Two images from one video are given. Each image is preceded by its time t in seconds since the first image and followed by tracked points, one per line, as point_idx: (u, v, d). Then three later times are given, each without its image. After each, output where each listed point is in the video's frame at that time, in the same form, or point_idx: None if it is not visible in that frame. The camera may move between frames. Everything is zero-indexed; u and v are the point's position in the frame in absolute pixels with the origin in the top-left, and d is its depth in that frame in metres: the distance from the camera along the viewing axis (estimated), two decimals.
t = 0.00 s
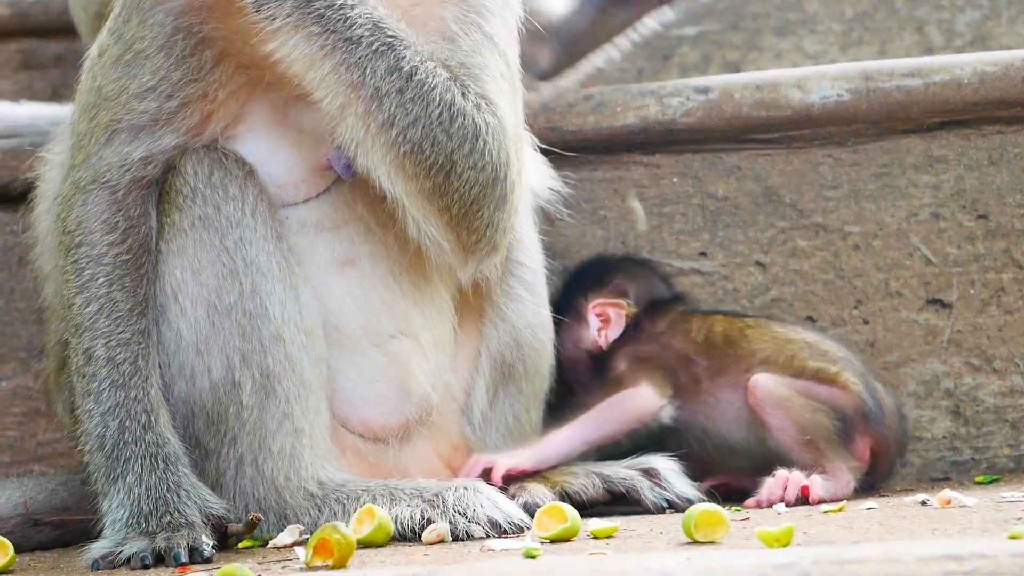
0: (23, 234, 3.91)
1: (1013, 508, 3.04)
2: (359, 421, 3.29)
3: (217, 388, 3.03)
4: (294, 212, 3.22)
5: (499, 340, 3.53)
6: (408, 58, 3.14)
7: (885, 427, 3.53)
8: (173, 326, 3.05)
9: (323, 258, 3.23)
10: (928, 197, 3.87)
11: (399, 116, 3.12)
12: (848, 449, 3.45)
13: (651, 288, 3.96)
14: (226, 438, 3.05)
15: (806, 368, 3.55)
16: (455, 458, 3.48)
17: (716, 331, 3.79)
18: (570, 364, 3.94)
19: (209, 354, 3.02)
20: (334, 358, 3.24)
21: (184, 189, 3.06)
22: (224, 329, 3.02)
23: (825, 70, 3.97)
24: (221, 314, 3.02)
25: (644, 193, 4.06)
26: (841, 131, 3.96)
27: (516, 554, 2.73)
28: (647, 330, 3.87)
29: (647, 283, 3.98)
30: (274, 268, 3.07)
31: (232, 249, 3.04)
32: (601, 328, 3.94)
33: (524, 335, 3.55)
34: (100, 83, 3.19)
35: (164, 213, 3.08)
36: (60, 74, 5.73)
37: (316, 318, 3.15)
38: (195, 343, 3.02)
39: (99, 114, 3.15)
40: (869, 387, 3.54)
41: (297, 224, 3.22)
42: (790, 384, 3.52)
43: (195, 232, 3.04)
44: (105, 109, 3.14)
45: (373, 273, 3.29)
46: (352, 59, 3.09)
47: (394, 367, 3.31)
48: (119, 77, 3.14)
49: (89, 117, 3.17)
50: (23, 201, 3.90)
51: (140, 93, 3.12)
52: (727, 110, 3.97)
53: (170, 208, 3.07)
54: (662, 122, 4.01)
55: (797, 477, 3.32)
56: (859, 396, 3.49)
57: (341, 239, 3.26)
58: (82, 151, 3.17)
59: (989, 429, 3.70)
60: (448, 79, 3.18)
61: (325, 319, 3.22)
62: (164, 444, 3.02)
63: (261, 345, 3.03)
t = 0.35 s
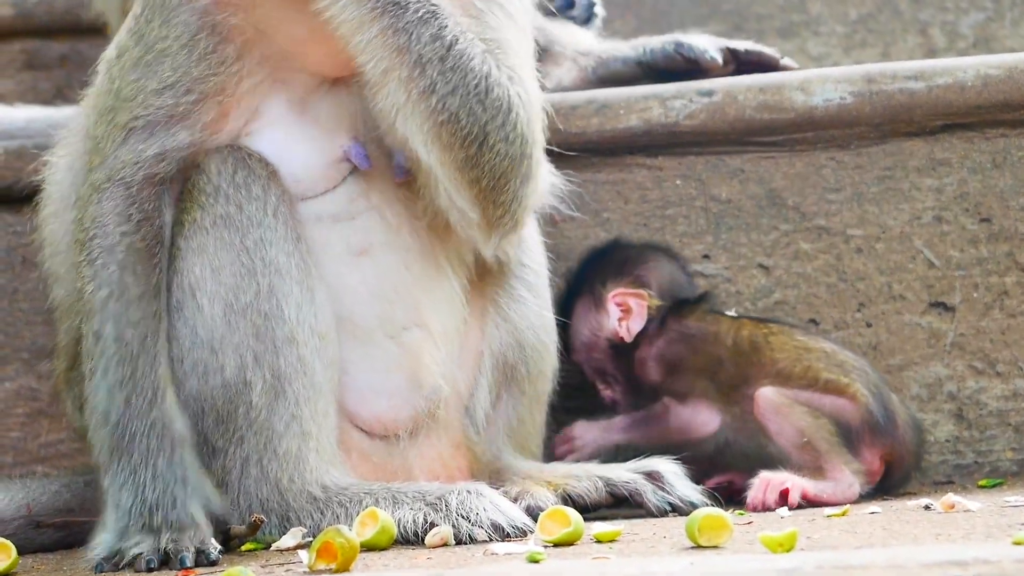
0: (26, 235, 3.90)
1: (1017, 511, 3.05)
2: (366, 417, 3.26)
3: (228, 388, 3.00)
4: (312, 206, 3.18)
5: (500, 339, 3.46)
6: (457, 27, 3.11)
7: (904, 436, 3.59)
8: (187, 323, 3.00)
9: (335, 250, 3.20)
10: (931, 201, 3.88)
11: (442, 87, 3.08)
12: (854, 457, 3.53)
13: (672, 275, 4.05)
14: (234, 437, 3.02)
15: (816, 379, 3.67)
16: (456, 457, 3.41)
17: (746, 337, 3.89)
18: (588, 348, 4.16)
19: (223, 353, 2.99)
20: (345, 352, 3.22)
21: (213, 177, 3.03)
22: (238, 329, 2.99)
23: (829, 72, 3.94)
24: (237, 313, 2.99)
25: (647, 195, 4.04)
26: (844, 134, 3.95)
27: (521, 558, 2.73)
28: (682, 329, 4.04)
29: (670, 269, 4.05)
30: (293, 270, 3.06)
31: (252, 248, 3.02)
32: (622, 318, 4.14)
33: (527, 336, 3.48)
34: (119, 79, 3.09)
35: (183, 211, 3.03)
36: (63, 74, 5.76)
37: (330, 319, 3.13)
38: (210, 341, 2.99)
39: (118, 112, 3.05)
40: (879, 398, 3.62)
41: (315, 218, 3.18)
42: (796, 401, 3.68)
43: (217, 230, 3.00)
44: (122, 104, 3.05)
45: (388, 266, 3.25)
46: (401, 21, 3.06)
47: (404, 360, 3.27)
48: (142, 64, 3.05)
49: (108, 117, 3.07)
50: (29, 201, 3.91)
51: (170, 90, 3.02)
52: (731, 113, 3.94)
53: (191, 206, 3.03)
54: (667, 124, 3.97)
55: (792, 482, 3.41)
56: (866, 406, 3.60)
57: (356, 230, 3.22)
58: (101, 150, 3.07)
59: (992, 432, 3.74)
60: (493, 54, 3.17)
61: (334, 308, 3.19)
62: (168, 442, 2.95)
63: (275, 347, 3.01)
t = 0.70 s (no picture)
0: (37, 243, 3.92)
1: None
2: (380, 424, 3.19)
3: (242, 393, 2.98)
4: (333, 204, 3.20)
5: (509, 344, 3.37)
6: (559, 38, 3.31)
7: (910, 445, 3.65)
8: (207, 326, 3.01)
9: (356, 253, 3.19)
10: (939, 211, 3.90)
11: (552, 91, 3.29)
12: (861, 467, 3.62)
13: (686, 268, 4.04)
14: (246, 443, 2.99)
15: (822, 388, 3.73)
16: (466, 465, 3.32)
17: (755, 338, 3.93)
18: (596, 334, 4.20)
19: (239, 358, 2.98)
20: (364, 355, 3.17)
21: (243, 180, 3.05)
22: (257, 334, 2.98)
23: (837, 82, 3.97)
24: (257, 320, 2.98)
25: (655, 206, 4.07)
26: (852, 144, 3.97)
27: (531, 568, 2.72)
28: (694, 330, 4.08)
29: (683, 263, 4.05)
30: (313, 277, 3.03)
31: (275, 254, 3.01)
32: (633, 308, 4.20)
33: (537, 344, 3.38)
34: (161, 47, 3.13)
35: (211, 215, 3.06)
36: (71, 81, 5.78)
37: (349, 330, 3.10)
38: (227, 346, 2.99)
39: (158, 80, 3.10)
40: (886, 408, 3.69)
41: (336, 219, 3.19)
42: (803, 411, 3.75)
43: (241, 235, 3.01)
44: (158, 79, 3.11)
45: (409, 269, 3.23)
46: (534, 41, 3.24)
47: (421, 364, 3.22)
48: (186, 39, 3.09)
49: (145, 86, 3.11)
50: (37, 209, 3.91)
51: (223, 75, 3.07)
52: (739, 123, 3.96)
53: (217, 211, 3.05)
54: (674, 133, 3.97)
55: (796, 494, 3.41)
56: (872, 418, 3.67)
57: (376, 234, 3.21)
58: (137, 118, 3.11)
59: (1000, 442, 3.78)
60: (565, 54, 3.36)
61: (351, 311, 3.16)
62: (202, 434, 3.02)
63: (292, 354, 2.98)
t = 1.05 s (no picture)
0: (37, 252, 3.93)
1: None
2: (386, 435, 3.18)
3: (248, 403, 2.98)
4: (343, 217, 3.20)
5: (512, 354, 3.39)
6: (600, 80, 3.39)
7: (901, 460, 3.66)
8: (215, 336, 3.02)
9: (363, 264, 3.19)
10: (939, 224, 3.92)
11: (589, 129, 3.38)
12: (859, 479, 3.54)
13: (689, 282, 3.99)
14: (250, 452, 3.00)
15: (814, 403, 3.68)
16: (468, 476, 3.31)
17: (751, 349, 3.87)
18: (600, 344, 4.12)
19: (246, 368, 2.98)
20: (369, 366, 3.17)
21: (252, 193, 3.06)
22: (263, 344, 2.97)
23: (837, 95, 4.01)
24: (263, 330, 2.98)
25: (655, 217, 4.06)
26: (853, 156, 3.99)
27: None
28: (692, 341, 3.97)
29: (688, 276, 4.00)
30: (320, 288, 3.02)
31: (283, 266, 3.01)
32: (635, 317, 4.07)
33: (539, 353, 3.40)
34: (198, 61, 3.23)
35: (219, 224, 3.06)
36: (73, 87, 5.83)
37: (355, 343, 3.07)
38: (234, 355, 2.99)
39: (192, 89, 3.19)
40: (878, 423, 3.66)
41: (345, 230, 3.19)
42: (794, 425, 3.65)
43: (249, 246, 3.01)
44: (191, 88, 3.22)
45: (416, 281, 3.23)
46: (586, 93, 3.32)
47: (428, 375, 3.22)
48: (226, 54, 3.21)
49: (178, 95, 3.20)
50: (39, 218, 3.93)
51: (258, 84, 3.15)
52: (739, 135, 3.99)
53: (226, 220, 3.05)
54: (674, 146, 4.00)
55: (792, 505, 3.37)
56: (865, 432, 3.63)
57: (381, 245, 3.20)
58: (167, 126, 3.19)
59: (999, 455, 3.81)
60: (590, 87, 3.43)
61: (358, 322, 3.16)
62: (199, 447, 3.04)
63: (298, 365, 2.97)
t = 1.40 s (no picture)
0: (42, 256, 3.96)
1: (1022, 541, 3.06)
2: (389, 439, 3.19)
3: (251, 407, 2.99)
4: (344, 217, 3.19)
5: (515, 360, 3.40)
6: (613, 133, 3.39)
7: (884, 455, 3.69)
8: (218, 340, 3.02)
9: (364, 269, 3.18)
10: (939, 230, 3.93)
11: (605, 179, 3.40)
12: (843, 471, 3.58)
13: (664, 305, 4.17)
14: (252, 457, 3.00)
15: (788, 410, 3.77)
16: (470, 481, 3.32)
17: (720, 359, 4.00)
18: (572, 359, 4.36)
19: (249, 373, 2.98)
20: (372, 371, 3.17)
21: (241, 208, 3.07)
22: (266, 349, 2.98)
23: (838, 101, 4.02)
24: (266, 334, 2.99)
25: (656, 223, 4.07)
26: (853, 162, 4.00)
27: None
28: (659, 356, 4.16)
29: (658, 301, 4.17)
30: (323, 294, 3.03)
31: (287, 270, 3.01)
32: (602, 338, 4.35)
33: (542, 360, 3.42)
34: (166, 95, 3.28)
35: (220, 230, 3.07)
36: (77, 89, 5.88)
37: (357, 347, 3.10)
38: (237, 360, 2.99)
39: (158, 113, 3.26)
40: (853, 419, 3.73)
41: (347, 235, 3.19)
42: (777, 436, 3.72)
43: (252, 250, 3.02)
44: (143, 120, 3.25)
45: (419, 288, 3.22)
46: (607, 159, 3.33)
47: (431, 382, 3.22)
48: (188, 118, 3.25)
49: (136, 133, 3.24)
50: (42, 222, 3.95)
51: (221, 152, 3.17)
52: (740, 141, 4.01)
53: (228, 225, 3.06)
54: (675, 151, 4.02)
55: (796, 514, 3.36)
56: (840, 430, 3.69)
57: (382, 251, 3.20)
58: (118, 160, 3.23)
59: (999, 460, 3.80)
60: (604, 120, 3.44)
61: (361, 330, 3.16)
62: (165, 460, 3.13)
63: (301, 369, 2.98)
